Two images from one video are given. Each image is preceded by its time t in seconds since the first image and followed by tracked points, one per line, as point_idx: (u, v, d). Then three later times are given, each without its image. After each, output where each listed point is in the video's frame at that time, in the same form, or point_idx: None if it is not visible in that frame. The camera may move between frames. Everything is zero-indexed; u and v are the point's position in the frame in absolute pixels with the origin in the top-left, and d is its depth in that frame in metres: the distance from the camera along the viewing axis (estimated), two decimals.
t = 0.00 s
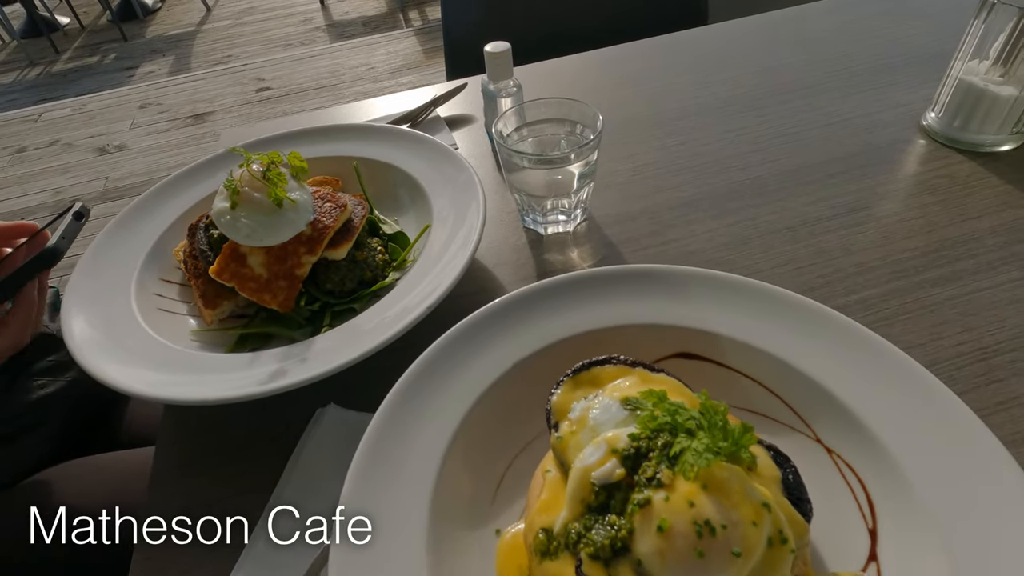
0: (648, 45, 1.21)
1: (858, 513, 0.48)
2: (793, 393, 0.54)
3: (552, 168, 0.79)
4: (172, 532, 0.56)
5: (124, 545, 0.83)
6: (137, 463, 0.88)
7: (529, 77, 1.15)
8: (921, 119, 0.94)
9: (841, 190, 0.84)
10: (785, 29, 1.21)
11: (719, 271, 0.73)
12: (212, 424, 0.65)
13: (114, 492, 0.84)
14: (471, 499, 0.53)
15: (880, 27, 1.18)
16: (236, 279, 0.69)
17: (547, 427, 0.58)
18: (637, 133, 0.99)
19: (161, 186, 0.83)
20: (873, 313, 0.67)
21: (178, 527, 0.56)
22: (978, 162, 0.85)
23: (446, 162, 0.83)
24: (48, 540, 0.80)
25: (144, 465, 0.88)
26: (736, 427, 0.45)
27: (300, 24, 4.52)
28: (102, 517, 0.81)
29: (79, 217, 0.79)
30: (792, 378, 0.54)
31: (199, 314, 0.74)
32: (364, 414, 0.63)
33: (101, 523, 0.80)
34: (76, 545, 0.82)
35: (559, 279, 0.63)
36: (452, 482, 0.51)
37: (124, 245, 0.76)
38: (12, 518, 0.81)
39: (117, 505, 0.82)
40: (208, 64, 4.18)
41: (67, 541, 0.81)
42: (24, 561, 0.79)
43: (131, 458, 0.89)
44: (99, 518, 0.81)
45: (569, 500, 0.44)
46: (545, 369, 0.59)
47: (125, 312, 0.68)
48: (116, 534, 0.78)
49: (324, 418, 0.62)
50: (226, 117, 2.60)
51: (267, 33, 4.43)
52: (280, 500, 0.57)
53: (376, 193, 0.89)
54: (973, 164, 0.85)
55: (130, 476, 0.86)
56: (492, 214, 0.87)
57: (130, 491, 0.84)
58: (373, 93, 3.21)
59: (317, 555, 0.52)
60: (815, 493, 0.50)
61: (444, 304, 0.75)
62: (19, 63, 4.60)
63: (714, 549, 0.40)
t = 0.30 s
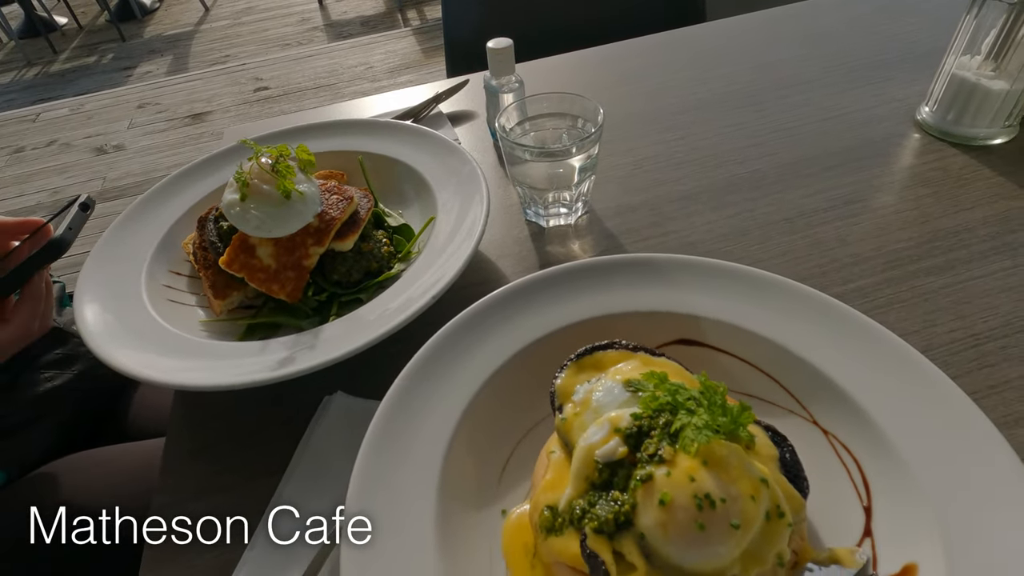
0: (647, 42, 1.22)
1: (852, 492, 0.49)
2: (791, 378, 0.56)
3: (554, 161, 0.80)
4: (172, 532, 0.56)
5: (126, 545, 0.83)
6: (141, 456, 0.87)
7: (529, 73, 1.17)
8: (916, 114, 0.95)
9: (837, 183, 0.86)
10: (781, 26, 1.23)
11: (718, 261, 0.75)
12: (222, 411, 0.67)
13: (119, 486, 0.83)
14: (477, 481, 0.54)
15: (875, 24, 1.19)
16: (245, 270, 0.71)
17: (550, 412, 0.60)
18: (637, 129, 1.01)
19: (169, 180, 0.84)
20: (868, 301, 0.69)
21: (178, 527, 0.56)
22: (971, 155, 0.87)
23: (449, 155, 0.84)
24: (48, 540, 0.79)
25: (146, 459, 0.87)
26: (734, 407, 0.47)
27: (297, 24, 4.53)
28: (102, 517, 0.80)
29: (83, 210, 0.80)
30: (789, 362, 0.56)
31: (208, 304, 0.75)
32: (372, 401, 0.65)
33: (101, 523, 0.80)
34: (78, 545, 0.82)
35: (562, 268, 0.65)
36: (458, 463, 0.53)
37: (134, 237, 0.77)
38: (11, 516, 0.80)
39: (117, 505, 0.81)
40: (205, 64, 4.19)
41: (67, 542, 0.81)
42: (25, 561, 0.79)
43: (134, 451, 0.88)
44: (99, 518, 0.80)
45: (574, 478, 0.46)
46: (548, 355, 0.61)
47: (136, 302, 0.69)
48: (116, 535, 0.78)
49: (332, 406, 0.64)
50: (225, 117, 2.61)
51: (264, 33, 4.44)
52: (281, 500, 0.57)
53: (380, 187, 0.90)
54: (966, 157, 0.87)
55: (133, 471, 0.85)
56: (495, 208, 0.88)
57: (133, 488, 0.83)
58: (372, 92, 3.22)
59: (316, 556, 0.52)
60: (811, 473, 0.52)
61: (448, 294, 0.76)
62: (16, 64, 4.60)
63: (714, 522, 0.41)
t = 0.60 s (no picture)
0: (647, 37, 1.25)
1: (846, 450, 0.52)
2: (789, 347, 0.59)
3: (561, 149, 0.83)
4: (172, 532, 0.56)
5: (124, 545, 0.88)
6: (167, 434, 0.93)
7: (533, 67, 1.20)
8: (908, 104, 0.99)
9: (833, 170, 0.89)
10: (777, 21, 1.26)
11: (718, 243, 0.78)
12: (244, 384, 0.70)
13: (146, 460, 0.89)
14: (493, 445, 0.57)
15: (868, 20, 1.23)
16: (266, 252, 0.74)
17: (560, 381, 0.63)
18: (638, 119, 1.04)
19: (188, 168, 0.87)
20: (861, 279, 0.72)
21: (178, 527, 0.56)
22: (961, 143, 0.90)
23: (459, 143, 0.87)
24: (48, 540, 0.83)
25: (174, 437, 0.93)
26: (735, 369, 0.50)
27: (297, 24, 4.56)
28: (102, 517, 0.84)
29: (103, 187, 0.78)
30: (785, 332, 0.59)
31: (228, 286, 0.78)
32: (389, 374, 0.68)
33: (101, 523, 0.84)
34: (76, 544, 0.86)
35: (569, 247, 0.68)
36: (476, 427, 0.56)
37: (156, 222, 0.81)
38: (15, 517, 0.84)
39: (117, 505, 0.84)
40: (206, 63, 4.21)
41: (67, 542, 0.85)
42: (25, 560, 0.82)
43: (160, 429, 0.94)
44: (99, 518, 0.84)
45: (585, 436, 0.49)
46: (557, 328, 0.64)
47: (161, 282, 0.72)
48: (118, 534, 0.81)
49: (350, 379, 0.67)
50: (228, 116, 2.65)
51: (264, 33, 4.46)
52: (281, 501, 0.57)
53: (392, 175, 0.93)
54: (957, 145, 0.90)
55: (162, 448, 0.91)
56: (503, 195, 0.92)
57: (161, 467, 0.89)
58: (373, 90, 3.25)
59: (316, 554, 0.52)
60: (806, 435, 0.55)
61: (460, 275, 0.79)
62: (17, 63, 4.62)
63: (716, 471, 0.44)
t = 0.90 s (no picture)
0: (644, 34, 1.29)
1: (833, 418, 0.55)
2: (780, 324, 0.62)
3: (562, 139, 0.87)
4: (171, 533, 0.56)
5: (124, 545, 0.88)
6: (181, 417, 0.97)
7: (534, 63, 1.23)
8: (897, 98, 1.02)
9: (824, 160, 0.92)
10: (771, 19, 1.30)
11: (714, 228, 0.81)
12: (259, 364, 0.73)
13: (161, 441, 0.93)
14: (499, 417, 0.60)
15: (859, 17, 1.26)
16: (278, 238, 0.77)
17: (562, 359, 0.66)
18: (636, 113, 1.07)
19: (199, 161, 0.90)
20: (850, 262, 0.75)
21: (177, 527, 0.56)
22: (948, 134, 0.93)
23: (463, 135, 0.90)
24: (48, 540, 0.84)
25: (187, 418, 0.97)
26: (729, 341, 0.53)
27: (298, 25, 4.60)
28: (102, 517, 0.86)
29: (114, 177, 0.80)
30: (777, 309, 0.62)
31: (241, 272, 0.81)
32: (397, 354, 0.71)
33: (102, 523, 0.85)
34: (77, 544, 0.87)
35: (571, 232, 0.71)
36: (483, 399, 0.59)
37: (169, 211, 0.83)
38: (14, 518, 0.84)
39: (117, 505, 0.86)
40: (207, 65, 4.24)
41: (67, 541, 0.86)
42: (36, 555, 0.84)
43: (174, 412, 0.98)
44: (99, 518, 0.85)
45: (588, 404, 0.52)
46: (560, 308, 0.67)
47: (176, 267, 0.75)
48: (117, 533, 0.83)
49: (361, 359, 0.69)
50: (229, 116, 2.69)
51: (264, 35, 4.50)
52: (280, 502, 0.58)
53: (398, 167, 0.97)
54: (944, 136, 0.93)
55: (175, 429, 0.95)
56: (506, 186, 0.95)
57: (176, 446, 0.93)
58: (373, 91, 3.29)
59: (314, 554, 0.54)
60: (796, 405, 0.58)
61: (465, 261, 0.82)
62: (18, 65, 4.65)
63: (712, 433, 0.47)
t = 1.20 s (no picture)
0: (643, 36, 1.30)
1: (827, 411, 0.57)
2: (775, 320, 0.63)
3: (561, 139, 0.88)
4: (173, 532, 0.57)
5: (125, 545, 0.91)
6: (186, 416, 0.98)
7: (534, 64, 1.24)
8: (892, 99, 1.03)
9: (820, 161, 0.93)
10: (768, 21, 1.31)
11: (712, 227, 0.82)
12: (263, 360, 0.74)
13: (163, 442, 0.94)
14: (500, 410, 0.61)
15: (855, 20, 1.28)
16: (283, 235, 0.79)
17: (562, 354, 0.67)
18: (635, 114, 1.09)
19: (204, 161, 0.92)
20: (845, 261, 0.76)
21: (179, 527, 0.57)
22: (942, 135, 0.95)
23: (464, 135, 0.92)
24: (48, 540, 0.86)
25: (192, 419, 0.97)
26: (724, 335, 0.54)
27: (296, 27, 4.61)
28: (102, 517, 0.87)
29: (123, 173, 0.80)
30: (772, 305, 0.63)
31: (246, 270, 0.83)
32: (400, 350, 0.72)
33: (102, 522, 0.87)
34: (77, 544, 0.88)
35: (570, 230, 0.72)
36: (484, 393, 0.60)
37: (175, 210, 0.84)
38: (14, 518, 0.86)
39: (117, 505, 0.88)
40: (206, 67, 4.25)
41: (67, 541, 0.87)
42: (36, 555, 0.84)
43: (179, 411, 0.99)
44: (99, 518, 0.87)
45: (587, 396, 0.53)
46: (559, 305, 0.68)
47: (183, 265, 0.76)
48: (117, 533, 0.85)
49: (364, 356, 0.70)
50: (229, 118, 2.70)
51: (263, 37, 4.51)
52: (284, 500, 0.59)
53: (400, 166, 0.98)
54: (938, 137, 0.94)
55: (180, 429, 0.96)
56: (506, 186, 0.96)
57: (180, 445, 0.94)
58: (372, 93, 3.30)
59: (314, 553, 0.54)
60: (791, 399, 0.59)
61: (466, 259, 0.83)
62: (16, 67, 4.66)
63: (707, 424, 0.48)
